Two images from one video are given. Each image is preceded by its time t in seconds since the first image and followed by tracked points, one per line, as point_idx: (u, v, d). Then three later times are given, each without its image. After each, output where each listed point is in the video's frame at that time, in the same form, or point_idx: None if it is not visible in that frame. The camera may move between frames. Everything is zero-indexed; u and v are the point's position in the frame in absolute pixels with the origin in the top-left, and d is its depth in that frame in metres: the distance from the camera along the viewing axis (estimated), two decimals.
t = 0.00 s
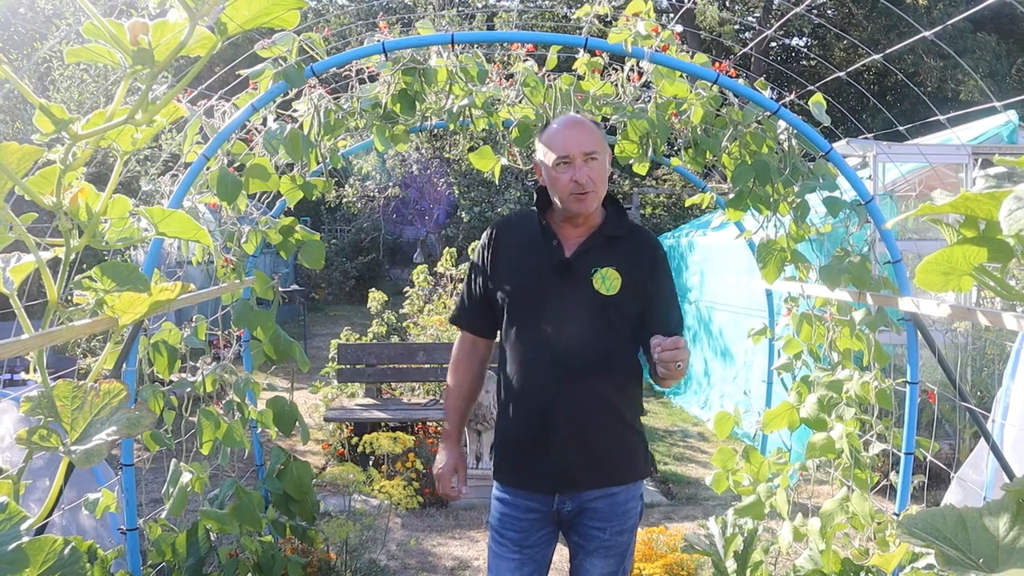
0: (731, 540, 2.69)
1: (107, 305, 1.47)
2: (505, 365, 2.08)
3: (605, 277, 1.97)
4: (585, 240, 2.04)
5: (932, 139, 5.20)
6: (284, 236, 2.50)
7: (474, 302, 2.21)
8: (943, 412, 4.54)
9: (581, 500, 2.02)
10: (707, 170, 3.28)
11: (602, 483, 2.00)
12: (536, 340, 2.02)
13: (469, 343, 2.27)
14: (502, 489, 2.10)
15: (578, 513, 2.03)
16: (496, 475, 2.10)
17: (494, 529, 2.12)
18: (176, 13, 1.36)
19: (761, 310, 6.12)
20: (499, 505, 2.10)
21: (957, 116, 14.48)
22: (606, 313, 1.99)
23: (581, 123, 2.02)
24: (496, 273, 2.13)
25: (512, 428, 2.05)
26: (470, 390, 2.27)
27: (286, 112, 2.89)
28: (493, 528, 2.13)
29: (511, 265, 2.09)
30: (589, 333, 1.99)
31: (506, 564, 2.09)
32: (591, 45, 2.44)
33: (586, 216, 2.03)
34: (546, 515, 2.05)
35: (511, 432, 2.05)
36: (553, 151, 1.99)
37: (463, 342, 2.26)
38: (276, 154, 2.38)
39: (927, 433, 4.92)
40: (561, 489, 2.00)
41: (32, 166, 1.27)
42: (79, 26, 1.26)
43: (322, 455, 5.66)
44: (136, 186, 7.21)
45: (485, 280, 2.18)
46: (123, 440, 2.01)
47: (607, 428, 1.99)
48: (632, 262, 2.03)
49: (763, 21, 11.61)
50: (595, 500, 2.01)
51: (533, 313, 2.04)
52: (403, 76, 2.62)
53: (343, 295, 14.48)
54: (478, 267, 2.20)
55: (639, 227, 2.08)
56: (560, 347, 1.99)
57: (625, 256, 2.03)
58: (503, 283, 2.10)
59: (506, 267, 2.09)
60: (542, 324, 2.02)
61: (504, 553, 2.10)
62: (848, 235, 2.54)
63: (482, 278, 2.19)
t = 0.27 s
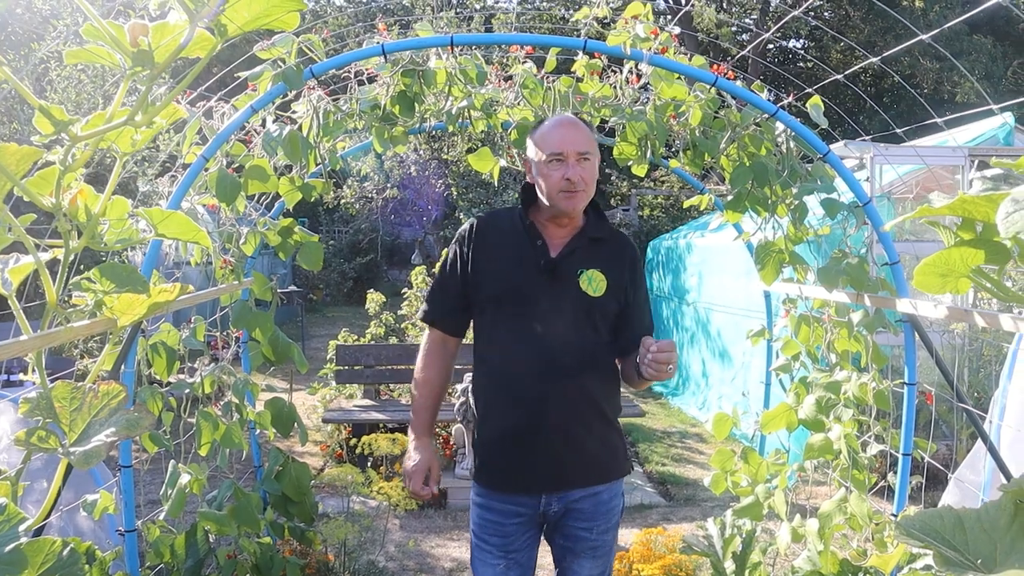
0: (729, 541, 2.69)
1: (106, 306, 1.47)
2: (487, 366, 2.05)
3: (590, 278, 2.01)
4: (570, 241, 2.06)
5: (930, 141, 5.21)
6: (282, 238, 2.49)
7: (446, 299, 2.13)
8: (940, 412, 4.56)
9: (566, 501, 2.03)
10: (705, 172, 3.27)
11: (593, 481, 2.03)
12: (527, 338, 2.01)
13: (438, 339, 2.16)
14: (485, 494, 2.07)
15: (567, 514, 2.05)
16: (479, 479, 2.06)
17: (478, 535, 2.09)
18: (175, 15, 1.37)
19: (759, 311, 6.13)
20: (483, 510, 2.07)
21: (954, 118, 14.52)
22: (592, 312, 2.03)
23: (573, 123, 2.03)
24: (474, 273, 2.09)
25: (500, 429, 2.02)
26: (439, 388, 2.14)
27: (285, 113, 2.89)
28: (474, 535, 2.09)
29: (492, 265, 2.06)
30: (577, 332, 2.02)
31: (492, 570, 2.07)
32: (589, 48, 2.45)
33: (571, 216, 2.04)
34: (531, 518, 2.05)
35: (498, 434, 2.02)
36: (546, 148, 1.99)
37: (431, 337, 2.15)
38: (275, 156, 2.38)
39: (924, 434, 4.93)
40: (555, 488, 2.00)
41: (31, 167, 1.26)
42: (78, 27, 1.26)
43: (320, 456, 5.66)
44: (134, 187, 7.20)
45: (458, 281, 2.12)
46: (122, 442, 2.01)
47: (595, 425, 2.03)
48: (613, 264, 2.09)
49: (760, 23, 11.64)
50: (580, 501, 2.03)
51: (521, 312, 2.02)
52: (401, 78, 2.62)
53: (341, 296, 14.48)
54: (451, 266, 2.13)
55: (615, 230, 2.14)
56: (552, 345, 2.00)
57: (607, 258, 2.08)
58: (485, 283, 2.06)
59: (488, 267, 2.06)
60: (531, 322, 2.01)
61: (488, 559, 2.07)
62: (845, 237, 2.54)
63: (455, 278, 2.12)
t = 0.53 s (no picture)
0: (735, 542, 2.68)
1: (113, 308, 1.47)
2: (481, 367, 2.04)
3: (585, 278, 2.02)
4: (564, 241, 2.06)
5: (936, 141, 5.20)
6: (288, 240, 2.51)
7: (436, 298, 2.09)
8: (947, 414, 4.54)
9: (556, 503, 2.05)
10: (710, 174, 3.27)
11: (586, 479, 2.05)
12: (524, 338, 2.01)
13: (427, 336, 2.13)
14: (478, 494, 2.06)
15: (553, 518, 2.06)
16: (472, 481, 2.06)
17: (469, 536, 2.08)
18: (182, 18, 1.37)
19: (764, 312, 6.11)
20: (476, 510, 2.06)
21: (960, 119, 14.48)
22: (586, 312, 2.04)
23: (570, 123, 2.03)
24: (468, 272, 2.07)
25: (496, 430, 2.01)
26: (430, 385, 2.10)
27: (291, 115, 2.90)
28: (465, 536, 2.09)
29: (486, 266, 2.05)
30: (572, 332, 2.03)
31: (485, 571, 2.07)
32: (595, 50, 2.44)
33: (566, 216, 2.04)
34: (520, 519, 2.06)
35: (493, 435, 2.01)
36: (543, 147, 1.99)
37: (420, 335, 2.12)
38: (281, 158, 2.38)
39: (931, 436, 4.91)
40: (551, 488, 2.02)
41: (39, 170, 1.27)
42: (86, 31, 1.27)
43: (326, 458, 5.67)
44: (140, 189, 7.24)
45: (449, 281, 2.09)
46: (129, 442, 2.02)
47: (588, 424, 2.05)
48: (606, 264, 2.10)
49: (765, 24, 11.63)
50: (569, 502, 2.05)
51: (517, 312, 2.02)
52: (407, 80, 2.63)
53: (347, 298, 14.50)
54: (442, 266, 2.10)
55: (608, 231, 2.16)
56: (549, 345, 2.01)
57: (599, 258, 2.10)
58: (480, 283, 2.05)
59: (482, 267, 2.05)
60: (528, 322, 2.01)
61: (480, 560, 2.07)
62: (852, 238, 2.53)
63: (447, 278, 2.10)
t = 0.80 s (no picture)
0: (740, 544, 2.68)
1: (119, 309, 1.47)
2: (480, 369, 2.03)
3: (580, 280, 2.03)
4: (559, 242, 2.06)
5: (942, 142, 5.18)
6: (294, 241, 2.53)
7: (433, 301, 2.09)
8: (953, 416, 4.52)
9: (551, 505, 2.04)
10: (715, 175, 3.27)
11: (585, 480, 2.06)
12: (523, 340, 2.01)
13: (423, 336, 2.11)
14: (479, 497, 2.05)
15: (555, 521, 2.05)
16: (470, 483, 2.05)
17: (468, 539, 2.07)
18: (187, 20, 1.38)
19: (770, 314, 6.10)
20: (476, 512, 2.06)
21: (967, 120, 14.45)
22: (584, 313, 2.05)
23: (563, 124, 2.03)
24: (465, 275, 2.07)
25: (495, 432, 2.01)
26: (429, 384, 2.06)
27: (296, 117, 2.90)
28: (462, 538, 2.09)
29: (484, 268, 2.05)
30: (570, 333, 2.03)
31: (482, 572, 2.07)
32: (600, 51, 2.44)
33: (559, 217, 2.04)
34: (517, 520, 2.05)
35: (493, 437, 2.01)
36: (537, 148, 1.99)
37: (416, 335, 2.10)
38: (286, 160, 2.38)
39: (938, 437, 4.89)
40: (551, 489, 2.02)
41: (45, 172, 1.28)
42: (91, 34, 1.27)
43: (331, 459, 5.68)
44: (146, 192, 7.27)
45: (446, 284, 2.09)
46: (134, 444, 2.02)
47: (586, 425, 2.06)
48: (602, 265, 2.11)
49: (771, 24, 11.62)
50: (565, 505, 2.04)
51: (516, 314, 2.02)
52: (412, 82, 2.63)
53: (352, 300, 14.52)
54: (438, 269, 2.10)
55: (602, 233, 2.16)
56: (548, 346, 2.01)
57: (595, 259, 2.10)
58: (477, 285, 2.05)
59: (479, 270, 2.05)
60: (527, 323, 2.01)
61: (477, 561, 2.07)
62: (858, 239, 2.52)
63: (443, 281, 2.09)
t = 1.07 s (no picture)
0: (741, 545, 2.67)
1: (120, 311, 1.47)
2: (482, 371, 2.04)
3: (578, 278, 2.02)
4: (556, 241, 2.06)
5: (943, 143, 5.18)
6: (294, 243, 2.54)
7: (439, 307, 2.14)
8: (955, 417, 4.52)
9: (551, 507, 2.04)
10: (716, 176, 3.26)
11: (591, 480, 2.05)
12: (524, 340, 2.01)
13: (434, 348, 2.19)
14: (484, 496, 2.06)
15: (557, 522, 2.06)
16: (476, 484, 2.07)
17: (472, 537, 2.10)
18: (188, 22, 1.38)
19: (771, 315, 6.09)
20: (480, 512, 2.07)
21: (968, 120, 14.45)
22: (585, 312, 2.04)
23: (552, 122, 2.03)
24: (465, 278, 2.09)
25: (499, 432, 2.01)
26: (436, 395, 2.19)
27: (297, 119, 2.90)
28: (468, 537, 2.11)
29: (485, 270, 2.06)
30: (571, 332, 2.02)
31: (486, 570, 2.09)
32: (600, 52, 2.44)
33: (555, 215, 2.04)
34: (518, 520, 2.06)
35: (496, 438, 2.02)
36: (525, 147, 2.00)
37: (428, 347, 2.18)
38: (286, 161, 2.38)
39: (939, 438, 4.88)
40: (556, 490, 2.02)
41: (45, 174, 1.28)
42: (91, 35, 1.27)
43: (332, 460, 5.68)
44: (147, 193, 7.29)
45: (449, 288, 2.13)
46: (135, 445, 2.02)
47: (591, 425, 2.05)
48: (603, 263, 2.09)
49: (772, 25, 11.63)
50: (565, 507, 2.04)
51: (516, 314, 2.03)
52: (412, 83, 2.63)
53: (353, 301, 14.52)
54: (441, 274, 2.13)
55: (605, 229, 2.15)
56: (549, 346, 2.01)
57: (595, 257, 2.08)
58: (477, 287, 2.06)
59: (479, 272, 2.06)
60: (527, 324, 2.01)
61: (482, 559, 2.09)
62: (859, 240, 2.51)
63: (446, 285, 2.13)
